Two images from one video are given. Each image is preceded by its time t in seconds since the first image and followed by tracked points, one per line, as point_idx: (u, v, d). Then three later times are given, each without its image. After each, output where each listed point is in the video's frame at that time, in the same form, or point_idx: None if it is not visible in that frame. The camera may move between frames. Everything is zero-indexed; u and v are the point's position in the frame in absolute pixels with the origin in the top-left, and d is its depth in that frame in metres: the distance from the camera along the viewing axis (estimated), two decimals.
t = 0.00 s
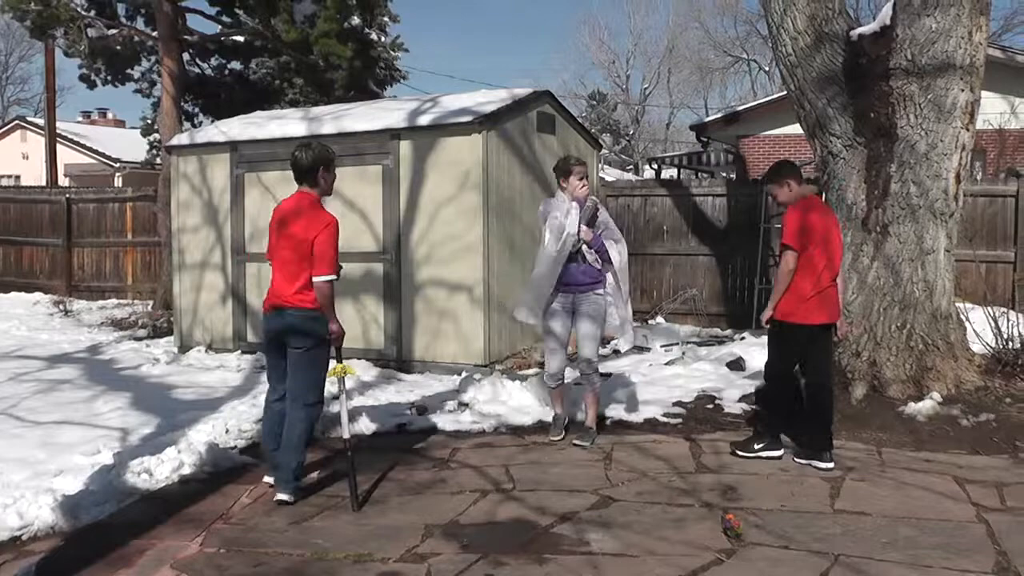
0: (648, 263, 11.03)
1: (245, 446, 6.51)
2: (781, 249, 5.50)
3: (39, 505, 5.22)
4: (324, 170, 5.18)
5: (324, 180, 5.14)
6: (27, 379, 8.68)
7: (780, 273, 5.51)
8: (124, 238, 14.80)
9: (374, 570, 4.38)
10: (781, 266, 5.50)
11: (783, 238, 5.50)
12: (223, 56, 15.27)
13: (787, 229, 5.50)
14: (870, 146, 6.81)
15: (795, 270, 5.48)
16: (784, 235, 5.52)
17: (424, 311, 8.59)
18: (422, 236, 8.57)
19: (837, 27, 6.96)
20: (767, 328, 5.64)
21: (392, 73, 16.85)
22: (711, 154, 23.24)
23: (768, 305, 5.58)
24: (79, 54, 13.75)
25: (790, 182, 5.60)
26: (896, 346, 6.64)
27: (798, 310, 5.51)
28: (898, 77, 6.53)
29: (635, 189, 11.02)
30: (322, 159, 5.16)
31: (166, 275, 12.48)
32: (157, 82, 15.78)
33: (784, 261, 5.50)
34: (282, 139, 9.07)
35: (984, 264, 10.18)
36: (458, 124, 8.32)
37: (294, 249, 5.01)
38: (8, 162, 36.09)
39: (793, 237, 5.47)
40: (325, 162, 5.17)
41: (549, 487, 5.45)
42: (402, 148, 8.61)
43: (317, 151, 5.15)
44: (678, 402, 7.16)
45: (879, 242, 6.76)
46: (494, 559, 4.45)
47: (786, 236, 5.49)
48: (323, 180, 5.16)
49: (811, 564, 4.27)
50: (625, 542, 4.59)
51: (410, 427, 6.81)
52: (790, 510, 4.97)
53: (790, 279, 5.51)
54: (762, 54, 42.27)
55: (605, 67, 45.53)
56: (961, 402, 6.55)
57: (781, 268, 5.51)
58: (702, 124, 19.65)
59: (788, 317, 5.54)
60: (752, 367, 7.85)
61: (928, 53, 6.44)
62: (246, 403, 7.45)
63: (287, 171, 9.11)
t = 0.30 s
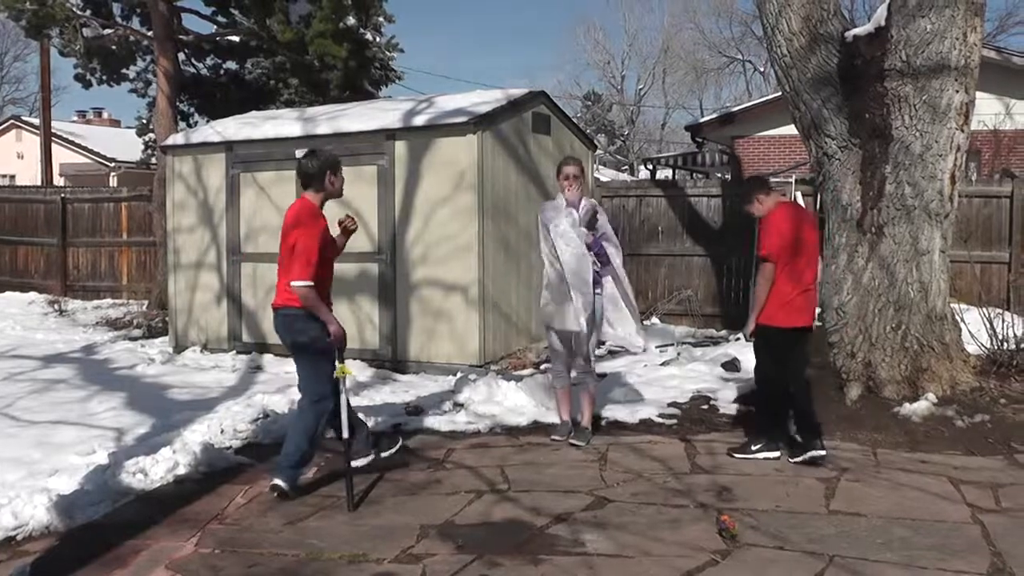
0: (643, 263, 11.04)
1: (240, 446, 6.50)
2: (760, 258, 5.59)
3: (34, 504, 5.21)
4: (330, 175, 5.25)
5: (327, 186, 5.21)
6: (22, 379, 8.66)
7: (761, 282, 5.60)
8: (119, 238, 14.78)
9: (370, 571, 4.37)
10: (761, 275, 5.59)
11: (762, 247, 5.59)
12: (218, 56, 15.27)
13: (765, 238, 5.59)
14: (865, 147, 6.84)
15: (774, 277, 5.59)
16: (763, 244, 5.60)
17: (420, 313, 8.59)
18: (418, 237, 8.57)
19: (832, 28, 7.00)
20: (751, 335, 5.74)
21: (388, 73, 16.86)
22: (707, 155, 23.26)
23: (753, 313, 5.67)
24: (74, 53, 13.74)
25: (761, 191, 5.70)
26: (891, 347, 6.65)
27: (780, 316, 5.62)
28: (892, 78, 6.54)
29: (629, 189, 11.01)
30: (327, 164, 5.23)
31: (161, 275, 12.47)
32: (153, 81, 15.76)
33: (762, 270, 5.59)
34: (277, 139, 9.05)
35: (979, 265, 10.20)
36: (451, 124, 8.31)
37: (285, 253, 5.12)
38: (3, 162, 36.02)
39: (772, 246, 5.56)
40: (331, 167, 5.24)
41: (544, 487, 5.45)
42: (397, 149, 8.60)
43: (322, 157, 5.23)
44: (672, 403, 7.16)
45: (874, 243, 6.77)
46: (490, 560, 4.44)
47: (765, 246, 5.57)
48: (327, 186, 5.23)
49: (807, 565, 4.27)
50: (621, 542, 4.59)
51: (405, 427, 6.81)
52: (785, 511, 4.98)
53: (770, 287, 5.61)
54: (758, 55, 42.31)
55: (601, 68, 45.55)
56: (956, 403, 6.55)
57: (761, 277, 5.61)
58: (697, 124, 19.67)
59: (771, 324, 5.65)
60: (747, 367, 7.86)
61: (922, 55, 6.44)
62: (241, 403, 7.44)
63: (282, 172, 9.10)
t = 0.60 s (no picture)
0: (646, 265, 11.04)
1: (243, 446, 6.51)
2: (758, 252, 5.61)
3: (37, 502, 5.21)
4: (358, 177, 5.26)
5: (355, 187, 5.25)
6: (25, 377, 8.67)
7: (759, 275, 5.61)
8: (123, 237, 14.80)
9: (372, 572, 4.37)
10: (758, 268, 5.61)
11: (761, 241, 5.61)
12: (223, 56, 15.28)
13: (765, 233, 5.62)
14: (869, 149, 6.83)
15: (772, 273, 5.60)
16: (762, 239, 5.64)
17: (422, 313, 8.59)
18: (421, 238, 8.57)
19: (837, 30, 6.99)
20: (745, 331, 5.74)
21: (392, 74, 16.88)
22: (710, 156, 23.26)
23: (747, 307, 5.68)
24: (79, 53, 13.75)
25: (777, 182, 5.69)
26: (895, 350, 6.64)
27: (777, 312, 5.62)
28: (897, 80, 6.54)
29: (633, 191, 11.02)
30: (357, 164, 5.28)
31: (165, 274, 12.48)
32: (157, 81, 15.77)
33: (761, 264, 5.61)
34: (281, 139, 9.06)
35: (982, 269, 10.19)
36: (455, 125, 8.31)
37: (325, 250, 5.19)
38: (7, 161, 36.08)
39: (772, 241, 5.58)
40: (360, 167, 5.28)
41: (547, 488, 5.45)
42: (401, 149, 8.60)
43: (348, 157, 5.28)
44: (675, 405, 7.15)
45: (878, 245, 6.76)
46: (492, 561, 4.44)
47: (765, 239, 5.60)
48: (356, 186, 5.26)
49: (809, 568, 4.27)
50: (623, 544, 4.59)
51: (408, 428, 6.81)
52: (788, 513, 4.97)
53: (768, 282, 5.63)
54: (761, 57, 42.31)
55: (604, 69, 45.56)
56: (959, 406, 6.54)
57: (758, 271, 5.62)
58: (701, 126, 19.66)
59: (766, 319, 5.65)
60: (750, 370, 7.85)
61: (927, 58, 6.44)
62: (244, 403, 7.44)
63: (286, 172, 9.10)
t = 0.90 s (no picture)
0: (642, 267, 11.05)
1: (238, 448, 6.50)
2: (787, 257, 5.52)
3: (31, 504, 5.20)
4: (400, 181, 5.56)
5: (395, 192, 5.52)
6: (20, 378, 8.64)
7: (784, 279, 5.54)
8: (118, 237, 14.78)
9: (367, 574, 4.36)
10: (785, 272, 5.53)
11: (791, 245, 5.52)
12: (219, 57, 15.27)
13: (794, 236, 5.53)
14: (865, 151, 6.83)
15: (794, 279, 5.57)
16: (787, 241, 5.55)
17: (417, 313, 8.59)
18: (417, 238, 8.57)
19: (832, 32, 7.00)
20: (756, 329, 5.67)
21: (388, 75, 16.88)
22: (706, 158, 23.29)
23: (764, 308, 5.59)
24: (74, 53, 13.73)
25: (796, 183, 5.62)
26: (891, 351, 6.65)
27: (793, 314, 5.62)
28: (892, 82, 6.55)
29: (629, 193, 11.03)
30: (394, 171, 5.56)
31: (160, 275, 12.46)
32: (153, 81, 15.75)
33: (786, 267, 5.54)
34: (277, 140, 9.04)
35: (978, 270, 10.20)
36: (452, 126, 8.30)
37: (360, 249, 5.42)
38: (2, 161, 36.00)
39: (804, 245, 5.51)
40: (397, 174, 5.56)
41: (543, 490, 5.45)
42: (397, 150, 8.59)
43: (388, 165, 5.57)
44: (671, 406, 7.15)
45: (873, 247, 6.76)
46: (488, 562, 4.44)
47: (795, 244, 5.51)
48: (394, 192, 5.53)
49: (805, 569, 4.27)
50: (619, 546, 4.59)
51: (405, 429, 6.80)
52: (784, 515, 4.97)
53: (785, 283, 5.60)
54: (757, 59, 42.36)
55: (600, 70, 45.57)
56: (954, 408, 6.56)
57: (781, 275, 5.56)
58: (697, 128, 19.68)
59: (779, 319, 5.64)
60: (746, 371, 7.86)
61: (923, 60, 6.45)
62: (240, 404, 7.43)
63: (283, 172, 9.09)
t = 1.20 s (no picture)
0: (632, 268, 11.05)
1: (227, 450, 6.48)
2: (813, 260, 5.43)
3: (19, 507, 5.17)
4: (391, 177, 5.56)
5: (385, 187, 5.51)
6: (8, 381, 8.60)
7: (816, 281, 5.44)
8: (107, 239, 14.73)
9: None
10: (814, 275, 5.44)
11: (813, 247, 5.43)
12: (209, 58, 15.24)
13: (814, 238, 5.45)
14: (855, 154, 6.84)
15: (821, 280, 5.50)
16: (808, 245, 5.46)
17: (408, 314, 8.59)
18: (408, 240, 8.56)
19: (822, 35, 7.01)
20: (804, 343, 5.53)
21: (379, 76, 16.86)
22: (697, 160, 23.32)
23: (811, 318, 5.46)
24: (63, 54, 13.69)
25: (795, 185, 5.63)
26: (880, 353, 6.67)
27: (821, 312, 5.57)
28: (883, 85, 6.57)
29: (619, 195, 11.04)
30: (385, 166, 5.55)
31: (150, 276, 12.41)
32: (143, 82, 15.71)
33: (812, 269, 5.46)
34: (267, 142, 9.02)
35: (967, 272, 10.23)
36: (443, 128, 8.30)
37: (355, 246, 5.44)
38: None
39: (821, 245, 5.45)
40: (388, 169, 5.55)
41: (533, 492, 5.44)
42: (386, 152, 8.58)
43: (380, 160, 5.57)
44: (661, 408, 7.16)
45: (863, 249, 6.77)
46: (478, 564, 4.43)
47: (816, 246, 5.43)
48: (385, 187, 5.53)
49: (794, 570, 4.27)
50: (609, 547, 4.58)
51: (395, 432, 6.79)
52: (774, 516, 4.98)
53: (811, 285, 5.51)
54: (748, 62, 42.46)
55: (591, 73, 45.61)
56: (943, 409, 6.59)
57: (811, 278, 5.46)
58: (687, 130, 19.70)
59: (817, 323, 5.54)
60: (736, 373, 7.87)
61: (912, 63, 6.47)
62: (229, 406, 7.40)
63: (272, 174, 9.07)
